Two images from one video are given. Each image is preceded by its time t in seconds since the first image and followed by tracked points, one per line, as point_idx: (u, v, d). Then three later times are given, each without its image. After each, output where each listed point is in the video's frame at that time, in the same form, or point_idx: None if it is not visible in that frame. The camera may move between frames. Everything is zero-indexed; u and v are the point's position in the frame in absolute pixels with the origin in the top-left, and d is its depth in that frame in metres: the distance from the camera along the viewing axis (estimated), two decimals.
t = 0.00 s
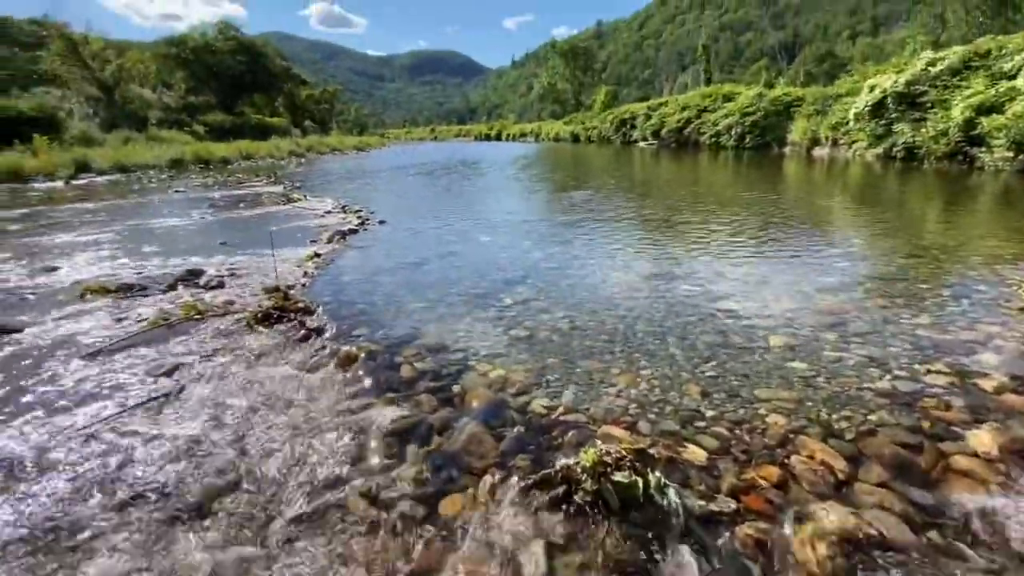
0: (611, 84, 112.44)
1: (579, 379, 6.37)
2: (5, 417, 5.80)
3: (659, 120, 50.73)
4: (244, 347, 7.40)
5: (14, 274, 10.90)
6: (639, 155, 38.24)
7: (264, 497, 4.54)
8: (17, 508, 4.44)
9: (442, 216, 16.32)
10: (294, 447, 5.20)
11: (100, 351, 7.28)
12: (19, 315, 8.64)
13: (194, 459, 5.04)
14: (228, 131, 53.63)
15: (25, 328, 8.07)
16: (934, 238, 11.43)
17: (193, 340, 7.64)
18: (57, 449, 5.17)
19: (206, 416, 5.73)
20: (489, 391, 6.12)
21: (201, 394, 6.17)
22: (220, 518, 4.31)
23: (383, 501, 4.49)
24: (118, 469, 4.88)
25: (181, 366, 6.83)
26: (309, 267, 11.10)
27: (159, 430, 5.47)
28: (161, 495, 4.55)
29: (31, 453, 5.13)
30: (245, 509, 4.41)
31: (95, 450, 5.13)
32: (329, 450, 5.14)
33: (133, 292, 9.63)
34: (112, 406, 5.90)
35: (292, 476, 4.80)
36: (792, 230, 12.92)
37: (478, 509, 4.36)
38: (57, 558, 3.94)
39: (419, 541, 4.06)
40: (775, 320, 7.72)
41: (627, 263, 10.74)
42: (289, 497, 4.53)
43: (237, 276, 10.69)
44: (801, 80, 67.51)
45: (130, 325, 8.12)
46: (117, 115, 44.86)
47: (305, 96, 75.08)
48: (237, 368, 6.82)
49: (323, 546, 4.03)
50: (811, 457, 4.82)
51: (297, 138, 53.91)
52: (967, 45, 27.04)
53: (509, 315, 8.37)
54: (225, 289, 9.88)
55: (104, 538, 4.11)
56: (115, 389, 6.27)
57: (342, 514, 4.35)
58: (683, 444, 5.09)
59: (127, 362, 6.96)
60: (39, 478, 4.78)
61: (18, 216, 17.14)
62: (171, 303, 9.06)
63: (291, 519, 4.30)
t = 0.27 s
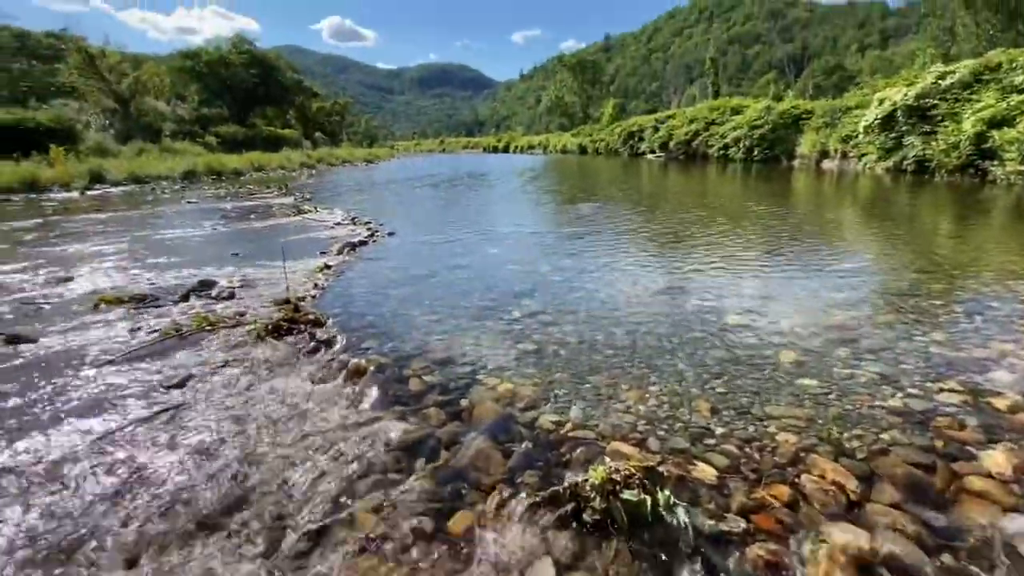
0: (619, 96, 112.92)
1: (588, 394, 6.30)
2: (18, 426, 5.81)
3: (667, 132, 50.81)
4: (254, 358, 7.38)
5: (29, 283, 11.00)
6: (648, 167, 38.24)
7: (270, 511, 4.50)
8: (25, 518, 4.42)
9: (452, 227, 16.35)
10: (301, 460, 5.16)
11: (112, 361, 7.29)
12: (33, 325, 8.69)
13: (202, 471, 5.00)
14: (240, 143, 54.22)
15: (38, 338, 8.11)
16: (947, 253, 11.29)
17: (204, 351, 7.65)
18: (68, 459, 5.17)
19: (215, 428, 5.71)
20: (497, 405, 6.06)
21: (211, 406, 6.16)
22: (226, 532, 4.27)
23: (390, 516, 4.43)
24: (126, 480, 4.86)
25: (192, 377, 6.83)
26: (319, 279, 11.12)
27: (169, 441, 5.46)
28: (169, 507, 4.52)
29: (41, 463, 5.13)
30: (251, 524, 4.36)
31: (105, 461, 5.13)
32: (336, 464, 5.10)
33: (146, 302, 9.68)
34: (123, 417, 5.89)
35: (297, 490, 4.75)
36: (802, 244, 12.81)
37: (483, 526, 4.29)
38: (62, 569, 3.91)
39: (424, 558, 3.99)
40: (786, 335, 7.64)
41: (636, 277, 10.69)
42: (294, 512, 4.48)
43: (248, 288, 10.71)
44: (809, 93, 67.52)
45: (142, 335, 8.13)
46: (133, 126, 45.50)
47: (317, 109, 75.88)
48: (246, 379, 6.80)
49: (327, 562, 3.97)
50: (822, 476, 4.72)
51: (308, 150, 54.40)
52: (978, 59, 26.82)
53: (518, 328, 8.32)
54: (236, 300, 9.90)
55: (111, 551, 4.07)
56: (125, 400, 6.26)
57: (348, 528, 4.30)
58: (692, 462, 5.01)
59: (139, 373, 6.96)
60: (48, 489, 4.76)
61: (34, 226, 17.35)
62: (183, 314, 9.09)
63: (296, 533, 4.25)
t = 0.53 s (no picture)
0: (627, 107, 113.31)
1: (596, 406, 6.24)
2: (29, 432, 5.81)
3: (675, 142, 50.85)
4: (262, 368, 7.36)
5: (42, 291, 11.07)
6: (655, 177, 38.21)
7: (275, 521, 4.45)
8: (34, 526, 4.38)
9: (460, 238, 16.36)
10: (308, 471, 5.11)
11: (123, 369, 7.29)
12: (45, 333, 8.72)
13: (210, 480, 4.96)
14: (251, 153, 54.69)
15: (50, 345, 8.13)
16: (960, 266, 11.15)
17: (214, 360, 7.64)
18: (76, 467, 5.15)
19: (223, 437, 5.68)
20: (504, 417, 6.00)
21: (220, 415, 6.14)
22: (231, 542, 4.22)
23: (396, 527, 4.37)
24: (134, 489, 4.83)
25: (201, 386, 6.82)
26: (328, 288, 11.12)
27: (178, 450, 5.43)
28: (175, 516, 4.49)
29: (51, 469, 5.12)
30: (256, 534, 4.31)
31: (114, 469, 5.11)
32: (342, 474, 5.05)
33: (156, 311, 9.69)
34: (133, 426, 5.88)
35: (303, 501, 4.70)
36: (812, 255, 12.69)
37: (489, 541, 4.23)
38: None
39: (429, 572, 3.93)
40: (796, 347, 7.55)
41: (644, 288, 10.62)
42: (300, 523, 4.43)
43: (258, 297, 10.73)
44: (817, 103, 67.48)
45: (153, 344, 8.14)
46: (146, 136, 46.01)
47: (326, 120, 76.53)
48: (255, 389, 6.78)
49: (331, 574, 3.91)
50: (834, 493, 4.63)
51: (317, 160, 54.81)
52: (989, 70, 26.64)
53: (525, 339, 8.27)
54: (245, 310, 9.91)
55: (117, 560, 4.03)
56: (135, 409, 6.24)
57: (353, 540, 4.24)
58: (702, 476, 4.93)
59: (148, 381, 6.96)
60: (56, 496, 4.73)
61: (47, 234, 17.50)
62: (193, 323, 9.10)
63: (300, 545, 4.19)
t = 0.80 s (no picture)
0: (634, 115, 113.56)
1: (603, 415, 6.18)
2: (38, 436, 5.81)
3: (682, 150, 50.87)
4: (269, 374, 7.35)
5: (53, 296, 11.11)
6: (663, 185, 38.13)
7: (281, 528, 4.41)
8: (41, 530, 4.37)
9: (467, 245, 16.36)
10: (314, 478, 5.07)
11: (132, 374, 7.30)
12: (57, 337, 8.75)
13: (216, 487, 4.93)
14: (261, 160, 55.10)
15: (61, 350, 8.16)
16: (972, 275, 11.03)
17: (222, 366, 7.63)
18: (83, 472, 5.13)
19: (230, 443, 5.65)
20: (511, 425, 5.96)
21: (227, 421, 6.11)
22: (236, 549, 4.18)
23: (402, 536, 4.33)
24: (140, 494, 4.81)
25: (209, 392, 6.80)
26: (335, 295, 11.12)
27: (185, 456, 5.41)
28: (180, 522, 4.45)
29: (59, 474, 5.11)
30: (261, 541, 4.27)
31: (121, 474, 5.09)
32: (348, 482, 5.01)
33: (166, 316, 9.71)
34: (140, 431, 5.86)
35: (308, 508, 4.66)
36: (821, 264, 12.59)
37: (495, 551, 4.18)
38: None
39: None
40: (806, 357, 7.48)
41: (652, 296, 10.56)
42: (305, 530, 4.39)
43: (266, 302, 10.74)
44: (825, 111, 67.42)
45: (162, 349, 8.14)
46: (158, 143, 46.44)
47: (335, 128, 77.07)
48: (262, 394, 6.76)
49: None
50: (844, 505, 4.56)
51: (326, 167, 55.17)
52: (1000, 78, 26.44)
53: (532, 347, 8.23)
54: (254, 316, 9.92)
55: (123, 566, 4.01)
56: (143, 414, 6.23)
57: (359, 548, 4.20)
58: (710, 488, 4.86)
59: (157, 386, 6.95)
60: (63, 501, 4.71)
61: (59, 239, 17.60)
62: (202, 329, 9.11)
63: (305, 552, 4.15)
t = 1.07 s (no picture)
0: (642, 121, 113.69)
1: (610, 421, 6.12)
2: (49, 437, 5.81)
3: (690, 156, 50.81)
4: (277, 377, 7.33)
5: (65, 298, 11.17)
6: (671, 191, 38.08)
7: (285, 532, 4.37)
8: (46, 531, 4.35)
9: (474, 250, 16.36)
10: (318, 482, 5.03)
11: (141, 376, 7.30)
12: (68, 340, 8.78)
13: (221, 489, 4.90)
14: (270, 165, 55.46)
15: (72, 351, 8.18)
16: (986, 283, 10.90)
17: (230, 368, 7.62)
18: (90, 473, 5.11)
19: (236, 446, 5.63)
20: (517, 431, 5.91)
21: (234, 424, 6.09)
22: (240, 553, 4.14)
23: (406, 542, 4.28)
24: (146, 496, 4.78)
25: (217, 394, 6.79)
26: (343, 299, 11.12)
27: (191, 458, 5.38)
28: (185, 525, 4.42)
29: (66, 475, 5.10)
30: (265, 544, 4.23)
31: (128, 475, 5.07)
32: (352, 486, 4.97)
33: (175, 319, 9.74)
34: (147, 432, 5.85)
35: (312, 512, 4.62)
36: (832, 271, 12.48)
37: (499, 558, 4.12)
38: None
39: None
40: (816, 364, 7.39)
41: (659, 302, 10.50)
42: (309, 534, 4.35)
43: (275, 306, 10.75)
44: (834, 117, 67.27)
45: (171, 351, 8.16)
46: (170, 148, 46.85)
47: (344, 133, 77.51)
48: (269, 398, 6.74)
49: None
50: (855, 515, 4.48)
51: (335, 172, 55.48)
52: (1012, 84, 26.21)
53: (539, 352, 8.18)
54: (263, 319, 9.92)
55: (127, 567, 3.98)
56: (151, 416, 6.23)
57: (362, 553, 4.15)
58: (718, 496, 4.79)
59: (165, 388, 6.94)
60: (69, 501, 4.70)
61: (71, 243, 17.73)
62: (211, 332, 9.12)
63: (308, 557, 4.11)
